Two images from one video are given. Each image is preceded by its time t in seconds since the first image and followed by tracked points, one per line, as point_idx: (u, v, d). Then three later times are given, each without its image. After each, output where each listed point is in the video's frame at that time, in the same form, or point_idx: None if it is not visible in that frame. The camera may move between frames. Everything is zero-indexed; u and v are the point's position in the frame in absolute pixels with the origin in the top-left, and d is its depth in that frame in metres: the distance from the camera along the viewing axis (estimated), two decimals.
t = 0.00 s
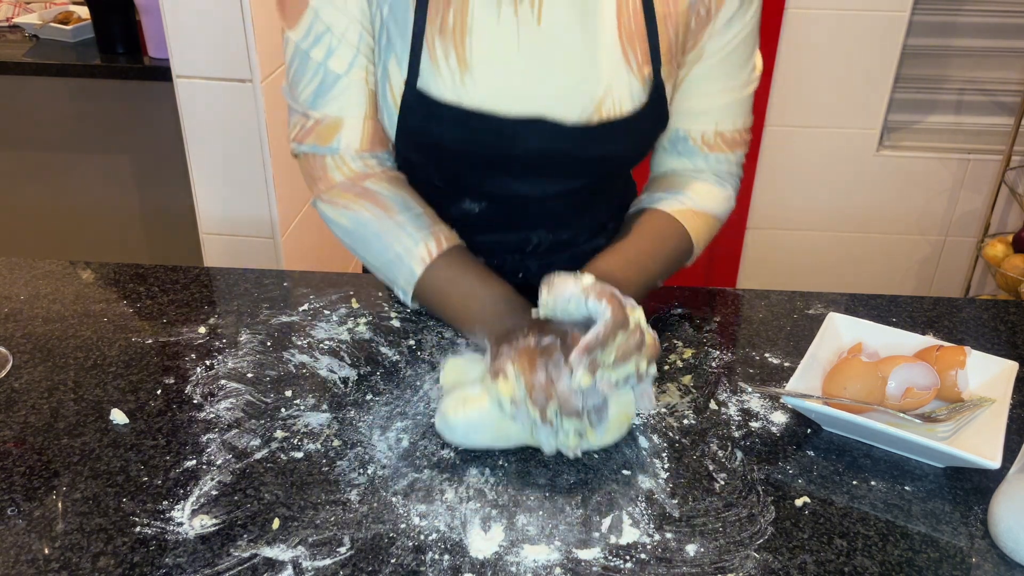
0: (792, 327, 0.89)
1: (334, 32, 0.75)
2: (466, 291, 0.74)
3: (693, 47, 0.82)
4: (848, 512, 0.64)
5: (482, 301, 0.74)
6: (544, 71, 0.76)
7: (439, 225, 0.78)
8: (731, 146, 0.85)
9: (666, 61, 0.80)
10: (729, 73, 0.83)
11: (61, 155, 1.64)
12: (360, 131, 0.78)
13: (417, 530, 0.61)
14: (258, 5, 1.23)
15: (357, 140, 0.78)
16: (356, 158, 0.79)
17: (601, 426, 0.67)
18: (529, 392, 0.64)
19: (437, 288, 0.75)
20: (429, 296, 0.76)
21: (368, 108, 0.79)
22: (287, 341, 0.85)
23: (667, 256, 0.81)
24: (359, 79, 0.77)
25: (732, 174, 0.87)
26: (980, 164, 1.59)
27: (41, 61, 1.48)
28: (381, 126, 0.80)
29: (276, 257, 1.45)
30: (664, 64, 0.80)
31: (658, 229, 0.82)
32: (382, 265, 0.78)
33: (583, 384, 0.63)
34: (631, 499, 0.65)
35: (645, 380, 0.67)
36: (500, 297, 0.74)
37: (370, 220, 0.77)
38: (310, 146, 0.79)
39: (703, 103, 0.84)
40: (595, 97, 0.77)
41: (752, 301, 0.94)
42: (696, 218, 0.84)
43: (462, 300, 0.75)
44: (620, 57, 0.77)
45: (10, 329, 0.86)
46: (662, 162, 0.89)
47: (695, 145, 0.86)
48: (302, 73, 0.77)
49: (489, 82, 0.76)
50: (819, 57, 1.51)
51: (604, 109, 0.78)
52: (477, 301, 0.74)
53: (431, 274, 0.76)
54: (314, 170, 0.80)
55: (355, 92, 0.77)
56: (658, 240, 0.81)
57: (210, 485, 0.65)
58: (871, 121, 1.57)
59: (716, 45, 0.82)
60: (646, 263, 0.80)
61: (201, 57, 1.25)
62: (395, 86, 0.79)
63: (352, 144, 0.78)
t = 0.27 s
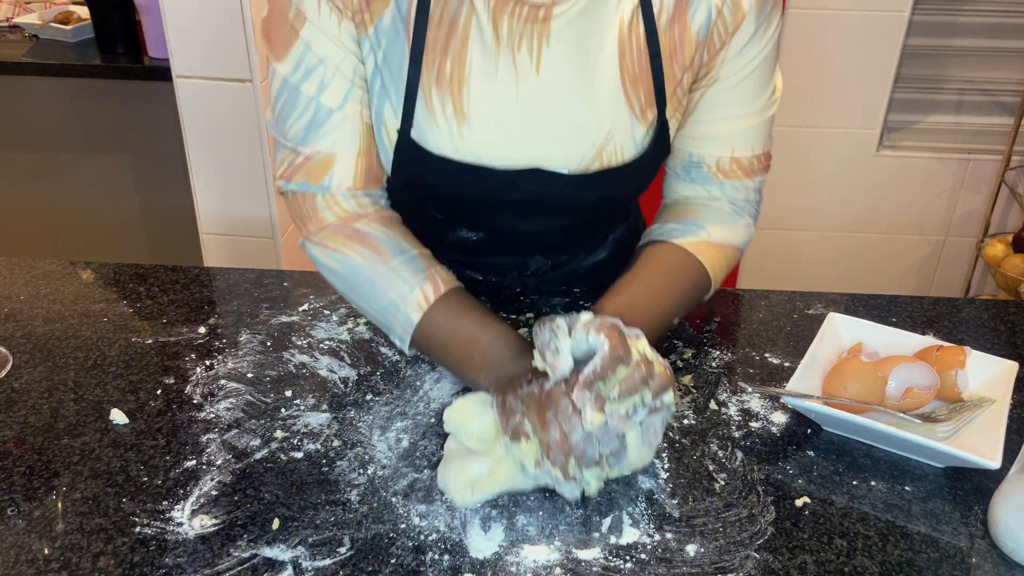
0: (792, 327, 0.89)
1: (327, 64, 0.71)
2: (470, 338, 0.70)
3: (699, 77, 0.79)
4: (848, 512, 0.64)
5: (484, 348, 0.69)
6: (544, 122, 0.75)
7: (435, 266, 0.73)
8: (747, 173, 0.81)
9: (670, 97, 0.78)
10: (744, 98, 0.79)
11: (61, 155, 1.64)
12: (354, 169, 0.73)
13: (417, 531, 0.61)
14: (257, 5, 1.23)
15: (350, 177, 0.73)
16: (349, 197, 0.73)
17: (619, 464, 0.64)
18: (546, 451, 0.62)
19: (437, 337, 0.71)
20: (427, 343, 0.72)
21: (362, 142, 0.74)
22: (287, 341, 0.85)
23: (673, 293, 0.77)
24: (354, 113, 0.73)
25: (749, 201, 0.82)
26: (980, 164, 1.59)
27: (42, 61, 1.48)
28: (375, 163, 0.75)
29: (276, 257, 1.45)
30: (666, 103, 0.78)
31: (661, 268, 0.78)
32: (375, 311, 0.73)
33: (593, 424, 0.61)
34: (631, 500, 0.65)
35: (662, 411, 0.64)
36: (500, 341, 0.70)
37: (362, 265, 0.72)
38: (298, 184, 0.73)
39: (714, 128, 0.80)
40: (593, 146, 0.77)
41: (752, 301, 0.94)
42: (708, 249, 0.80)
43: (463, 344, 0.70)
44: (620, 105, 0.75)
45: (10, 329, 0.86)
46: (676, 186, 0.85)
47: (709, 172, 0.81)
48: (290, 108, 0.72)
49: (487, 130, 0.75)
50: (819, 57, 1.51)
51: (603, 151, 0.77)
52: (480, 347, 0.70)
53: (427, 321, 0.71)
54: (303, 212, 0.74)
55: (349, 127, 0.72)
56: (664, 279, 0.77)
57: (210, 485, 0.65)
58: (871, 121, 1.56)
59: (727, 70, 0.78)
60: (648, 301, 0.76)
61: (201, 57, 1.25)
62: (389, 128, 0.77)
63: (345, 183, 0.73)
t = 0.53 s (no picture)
0: (792, 327, 0.89)
1: (354, 25, 0.71)
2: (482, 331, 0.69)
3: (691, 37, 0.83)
4: (848, 512, 0.64)
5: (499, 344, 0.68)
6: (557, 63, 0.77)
7: (454, 254, 0.72)
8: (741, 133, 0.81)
9: (666, 44, 0.81)
10: (733, 57, 0.82)
11: (61, 155, 1.64)
12: (378, 136, 0.73)
13: (417, 530, 0.61)
14: (257, 5, 1.23)
15: (374, 144, 0.73)
16: (371, 167, 0.73)
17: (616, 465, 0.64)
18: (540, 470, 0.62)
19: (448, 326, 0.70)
20: (441, 329, 0.70)
21: (389, 106, 0.73)
22: (287, 341, 0.85)
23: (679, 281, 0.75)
24: (381, 75, 0.72)
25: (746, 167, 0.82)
26: (980, 164, 1.59)
27: (41, 61, 1.48)
28: (400, 131, 0.75)
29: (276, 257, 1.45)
30: (664, 46, 0.81)
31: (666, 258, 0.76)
32: (391, 291, 0.72)
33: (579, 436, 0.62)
34: (631, 499, 0.65)
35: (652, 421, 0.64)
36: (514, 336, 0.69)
37: (381, 242, 0.71)
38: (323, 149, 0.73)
39: (706, 90, 0.82)
40: (601, 85, 0.79)
41: (752, 301, 0.94)
42: (711, 225, 0.78)
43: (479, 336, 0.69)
44: (622, 44, 0.78)
45: (11, 329, 0.86)
46: (672, 155, 0.85)
47: (703, 133, 0.82)
48: (317, 73, 0.72)
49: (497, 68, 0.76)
50: (819, 57, 1.51)
51: (606, 92, 0.79)
52: (490, 342, 0.69)
53: (444, 305, 0.70)
54: (328, 181, 0.74)
55: (376, 89, 0.72)
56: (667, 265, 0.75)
57: (210, 485, 0.65)
58: (871, 121, 1.56)
59: (716, 29, 0.81)
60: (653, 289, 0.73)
61: (201, 57, 1.25)
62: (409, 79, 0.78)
63: (369, 147, 0.72)
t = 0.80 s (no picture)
0: (792, 327, 0.89)
1: None
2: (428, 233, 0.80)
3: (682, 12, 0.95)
4: (848, 512, 0.64)
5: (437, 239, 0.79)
6: (541, 20, 0.87)
7: (407, 173, 0.85)
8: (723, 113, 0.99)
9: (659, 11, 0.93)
10: (716, 38, 0.96)
11: (61, 156, 1.64)
12: (348, 95, 0.85)
13: (417, 530, 0.61)
14: (257, 5, 1.23)
15: (345, 103, 0.86)
16: (342, 121, 0.86)
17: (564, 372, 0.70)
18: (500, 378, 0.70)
19: (403, 238, 0.82)
20: (399, 243, 0.83)
21: (362, 70, 0.85)
22: (287, 341, 0.85)
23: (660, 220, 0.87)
24: (355, 43, 0.83)
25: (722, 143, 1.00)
26: (980, 164, 1.59)
27: (41, 61, 1.48)
28: (372, 91, 0.87)
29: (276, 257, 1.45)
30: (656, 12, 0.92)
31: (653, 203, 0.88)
32: (363, 220, 0.85)
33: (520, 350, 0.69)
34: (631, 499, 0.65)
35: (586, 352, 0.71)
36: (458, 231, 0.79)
37: (344, 179, 0.84)
38: (303, 113, 0.86)
39: (695, 69, 0.97)
40: (591, 39, 0.89)
41: (752, 301, 0.94)
42: (700, 178, 0.94)
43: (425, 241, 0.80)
44: None
45: (11, 328, 0.86)
46: (660, 127, 1.00)
47: (692, 109, 0.98)
48: (304, 37, 0.83)
49: (498, 26, 0.87)
50: (818, 57, 1.51)
51: (602, 45, 0.90)
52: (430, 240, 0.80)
53: (397, 217, 0.82)
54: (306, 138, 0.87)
55: (352, 54, 0.84)
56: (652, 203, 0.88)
57: (210, 485, 0.65)
58: (871, 122, 1.56)
59: (705, 9, 0.95)
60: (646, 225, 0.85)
61: (201, 57, 1.25)
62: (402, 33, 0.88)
63: (339, 108, 0.86)
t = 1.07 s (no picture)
0: (792, 327, 0.89)
1: None
2: (409, 203, 0.82)
3: None
4: (848, 512, 0.64)
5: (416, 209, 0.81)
6: None
7: (389, 147, 0.87)
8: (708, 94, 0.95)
9: None
10: (701, 19, 0.94)
11: (61, 156, 1.64)
12: (338, 76, 0.89)
13: (417, 531, 0.61)
14: (257, 5, 1.23)
15: (335, 84, 0.89)
16: (331, 100, 0.89)
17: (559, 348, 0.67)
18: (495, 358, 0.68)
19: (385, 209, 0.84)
20: (380, 214, 0.85)
21: (353, 54, 0.89)
22: (287, 341, 0.85)
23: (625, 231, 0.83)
24: (346, 27, 0.88)
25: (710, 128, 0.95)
26: (980, 163, 1.58)
27: (41, 61, 1.48)
28: (361, 73, 0.90)
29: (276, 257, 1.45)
30: None
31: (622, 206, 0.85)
32: (346, 193, 0.87)
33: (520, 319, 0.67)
34: (631, 500, 0.65)
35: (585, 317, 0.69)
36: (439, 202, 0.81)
37: (328, 152, 0.86)
38: (296, 94, 0.90)
39: (679, 48, 0.95)
40: (577, 16, 0.90)
41: (752, 301, 0.94)
42: (672, 175, 0.90)
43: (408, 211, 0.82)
44: None
45: (11, 328, 0.86)
46: (647, 113, 0.98)
47: (673, 91, 0.95)
48: (301, 23, 0.88)
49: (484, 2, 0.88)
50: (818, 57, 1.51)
51: (588, 22, 0.91)
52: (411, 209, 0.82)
53: (377, 187, 0.84)
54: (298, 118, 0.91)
55: (344, 37, 0.88)
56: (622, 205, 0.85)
57: (210, 485, 0.65)
58: (871, 122, 1.56)
59: None
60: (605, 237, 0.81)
61: (201, 56, 1.25)
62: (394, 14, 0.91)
63: (330, 88, 0.89)
